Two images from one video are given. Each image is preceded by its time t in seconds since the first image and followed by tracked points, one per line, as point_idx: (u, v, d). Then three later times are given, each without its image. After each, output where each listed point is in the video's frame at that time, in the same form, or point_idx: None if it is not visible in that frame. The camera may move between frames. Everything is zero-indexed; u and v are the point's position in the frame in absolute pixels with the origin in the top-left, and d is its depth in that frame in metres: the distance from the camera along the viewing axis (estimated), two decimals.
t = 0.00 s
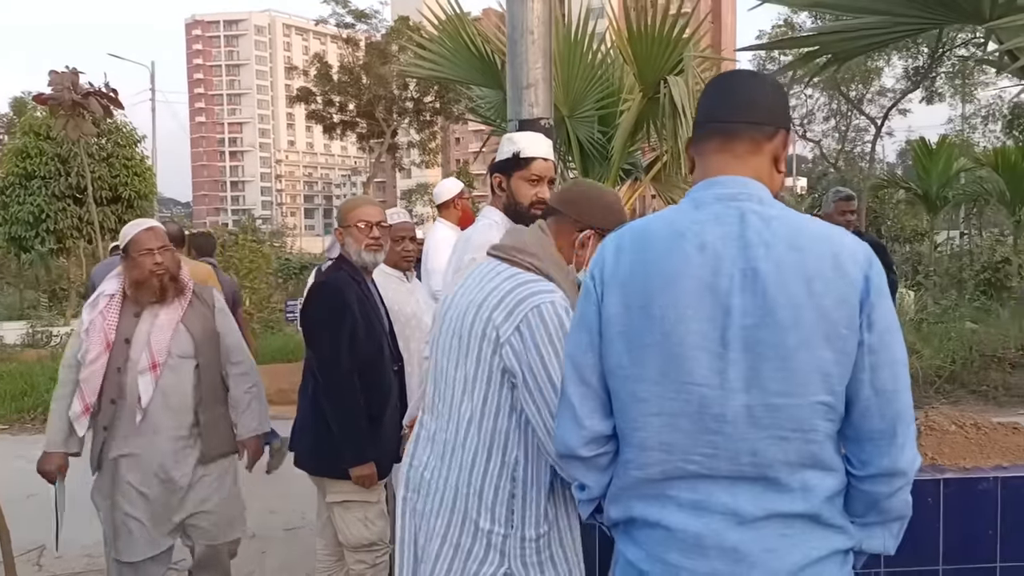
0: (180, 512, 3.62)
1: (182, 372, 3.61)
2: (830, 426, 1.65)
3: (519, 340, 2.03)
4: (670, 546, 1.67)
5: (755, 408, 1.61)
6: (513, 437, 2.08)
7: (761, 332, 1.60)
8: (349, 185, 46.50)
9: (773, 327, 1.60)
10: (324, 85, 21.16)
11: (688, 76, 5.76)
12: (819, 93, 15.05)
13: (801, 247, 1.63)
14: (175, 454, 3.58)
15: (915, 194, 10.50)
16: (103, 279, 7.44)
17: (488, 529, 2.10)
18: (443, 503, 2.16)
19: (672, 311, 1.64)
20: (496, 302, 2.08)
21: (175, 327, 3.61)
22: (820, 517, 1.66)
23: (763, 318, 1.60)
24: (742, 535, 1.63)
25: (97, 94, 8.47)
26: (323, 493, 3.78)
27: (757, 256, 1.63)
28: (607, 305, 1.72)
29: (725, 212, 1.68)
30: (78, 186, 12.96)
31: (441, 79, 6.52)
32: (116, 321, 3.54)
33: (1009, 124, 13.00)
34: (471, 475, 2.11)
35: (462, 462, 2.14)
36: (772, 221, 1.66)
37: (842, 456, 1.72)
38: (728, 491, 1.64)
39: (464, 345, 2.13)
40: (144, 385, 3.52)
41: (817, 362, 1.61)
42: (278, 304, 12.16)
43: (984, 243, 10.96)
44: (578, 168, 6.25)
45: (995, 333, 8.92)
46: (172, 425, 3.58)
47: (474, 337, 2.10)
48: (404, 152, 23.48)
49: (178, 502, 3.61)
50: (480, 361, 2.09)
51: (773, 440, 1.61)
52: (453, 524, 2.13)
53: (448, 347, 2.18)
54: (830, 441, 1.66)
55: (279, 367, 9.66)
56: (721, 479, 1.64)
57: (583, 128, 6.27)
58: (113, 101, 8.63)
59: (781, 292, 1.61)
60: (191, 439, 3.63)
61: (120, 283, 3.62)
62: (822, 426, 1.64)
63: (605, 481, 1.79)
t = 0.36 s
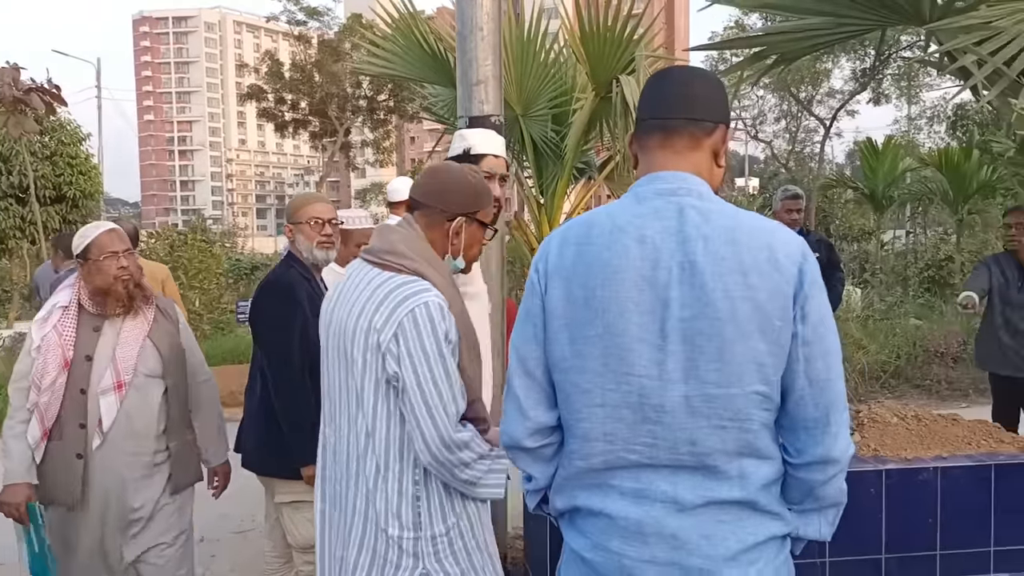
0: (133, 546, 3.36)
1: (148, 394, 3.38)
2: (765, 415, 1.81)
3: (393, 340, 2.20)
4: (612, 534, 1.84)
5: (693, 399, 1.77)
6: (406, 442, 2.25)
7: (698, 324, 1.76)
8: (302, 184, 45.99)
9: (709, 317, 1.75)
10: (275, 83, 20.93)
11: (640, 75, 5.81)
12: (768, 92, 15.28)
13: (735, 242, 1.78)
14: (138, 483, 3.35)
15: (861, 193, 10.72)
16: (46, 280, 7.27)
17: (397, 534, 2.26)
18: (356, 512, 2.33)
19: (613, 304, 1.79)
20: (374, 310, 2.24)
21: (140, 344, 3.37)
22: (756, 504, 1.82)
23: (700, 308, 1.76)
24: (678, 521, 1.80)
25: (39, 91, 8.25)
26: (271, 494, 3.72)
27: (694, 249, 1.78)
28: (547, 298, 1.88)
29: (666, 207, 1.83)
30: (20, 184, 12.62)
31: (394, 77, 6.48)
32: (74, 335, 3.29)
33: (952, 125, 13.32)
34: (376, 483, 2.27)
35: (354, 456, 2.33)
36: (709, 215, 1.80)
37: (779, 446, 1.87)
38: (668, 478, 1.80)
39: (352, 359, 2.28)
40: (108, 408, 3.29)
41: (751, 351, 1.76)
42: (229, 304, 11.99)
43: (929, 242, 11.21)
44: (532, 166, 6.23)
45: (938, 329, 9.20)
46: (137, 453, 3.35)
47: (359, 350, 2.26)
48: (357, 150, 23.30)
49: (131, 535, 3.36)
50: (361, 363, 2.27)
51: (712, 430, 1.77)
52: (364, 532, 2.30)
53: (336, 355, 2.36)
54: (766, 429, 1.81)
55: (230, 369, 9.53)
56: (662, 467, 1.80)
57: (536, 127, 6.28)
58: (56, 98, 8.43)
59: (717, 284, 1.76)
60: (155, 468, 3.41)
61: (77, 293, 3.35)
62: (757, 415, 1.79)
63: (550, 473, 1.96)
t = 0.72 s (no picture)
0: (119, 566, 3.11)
1: (133, 397, 3.16)
2: (718, 406, 1.85)
3: (290, 335, 2.17)
4: (570, 527, 1.86)
5: (649, 391, 1.80)
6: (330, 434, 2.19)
7: (652, 317, 1.79)
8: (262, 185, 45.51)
9: (664, 311, 1.78)
10: (234, 83, 20.71)
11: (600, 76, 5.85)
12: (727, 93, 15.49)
13: (687, 237, 1.81)
14: (128, 496, 3.12)
15: (818, 193, 10.90)
16: None
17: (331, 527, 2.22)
18: (287, 508, 2.28)
19: (568, 297, 1.82)
20: (281, 304, 2.22)
21: (124, 342, 3.15)
22: (709, 494, 1.86)
23: (655, 302, 1.79)
24: (634, 511, 1.82)
25: None
26: (229, 496, 3.68)
27: (649, 244, 1.81)
28: (504, 293, 1.90)
29: (621, 203, 1.85)
30: None
31: (354, 77, 6.46)
32: (49, 334, 3.03)
33: (905, 126, 13.61)
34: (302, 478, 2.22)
35: (280, 452, 2.28)
36: (663, 210, 1.84)
37: (730, 437, 1.92)
38: (624, 470, 1.83)
39: (269, 355, 2.25)
40: (92, 412, 3.05)
41: (704, 344, 1.80)
42: (187, 306, 11.82)
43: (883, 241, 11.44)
44: (493, 167, 6.27)
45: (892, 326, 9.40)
46: (124, 463, 3.11)
47: (274, 346, 2.22)
48: (318, 151, 23.13)
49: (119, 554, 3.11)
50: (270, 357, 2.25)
51: (666, 421, 1.80)
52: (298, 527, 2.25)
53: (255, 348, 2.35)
54: (719, 420, 1.85)
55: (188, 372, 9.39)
56: (618, 458, 1.83)
57: (497, 127, 6.30)
58: (7, 97, 8.24)
59: (671, 278, 1.79)
60: (144, 478, 3.19)
61: (53, 287, 3.10)
62: (711, 406, 1.83)
63: (507, 467, 1.98)
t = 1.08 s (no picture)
0: None
1: (72, 424, 2.86)
2: (666, 403, 1.85)
3: (264, 337, 2.05)
4: (518, 526, 1.85)
5: (598, 389, 1.79)
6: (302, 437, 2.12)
7: (602, 315, 1.78)
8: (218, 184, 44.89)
9: (613, 308, 1.78)
10: (187, 81, 20.41)
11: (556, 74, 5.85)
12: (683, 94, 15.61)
13: (637, 235, 1.81)
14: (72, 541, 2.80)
15: (772, 193, 11.03)
16: None
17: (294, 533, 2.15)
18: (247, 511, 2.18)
19: (519, 295, 1.80)
20: (257, 300, 2.10)
21: (58, 362, 2.86)
22: (657, 490, 1.86)
23: (605, 300, 1.78)
24: (583, 510, 1.82)
25: None
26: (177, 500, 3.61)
27: (599, 241, 1.80)
28: (453, 290, 1.87)
29: (571, 201, 1.84)
30: None
31: (308, 75, 6.39)
32: None
33: (857, 128, 13.83)
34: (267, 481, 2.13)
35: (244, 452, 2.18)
36: (612, 207, 1.84)
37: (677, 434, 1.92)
38: (572, 468, 1.83)
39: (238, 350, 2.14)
40: (25, 443, 2.75)
41: (653, 341, 1.80)
42: (139, 308, 11.59)
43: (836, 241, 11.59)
44: (450, 166, 6.27)
45: (843, 324, 9.55)
46: (65, 502, 2.81)
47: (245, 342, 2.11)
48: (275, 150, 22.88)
49: None
50: (236, 357, 2.13)
51: (615, 418, 1.80)
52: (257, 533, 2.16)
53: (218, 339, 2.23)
54: (667, 417, 1.85)
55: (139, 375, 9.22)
56: (566, 457, 1.82)
57: (453, 126, 6.28)
58: None
59: (621, 276, 1.79)
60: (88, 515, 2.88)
61: None
62: (658, 403, 1.83)
63: (454, 467, 1.96)
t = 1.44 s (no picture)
0: None
1: (37, 434, 2.77)
2: (631, 400, 1.88)
3: (279, 337, 2.10)
4: (486, 523, 1.87)
5: (565, 385, 1.81)
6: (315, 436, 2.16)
7: (569, 311, 1.81)
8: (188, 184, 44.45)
9: (580, 306, 1.81)
10: (157, 79, 20.20)
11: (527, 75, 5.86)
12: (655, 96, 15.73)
13: (605, 233, 1.84)
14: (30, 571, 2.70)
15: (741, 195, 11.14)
16: None
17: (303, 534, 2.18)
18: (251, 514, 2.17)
19: (490, 292, 1.82)
20: (263, 299, 2.13)
21: (22, 370, 2.76)
22: (623, 486, 1.89)
23: (572, 297, 1.81)
24: (550, 506, 1.84)
25: None
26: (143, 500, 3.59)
27: (567, 239, 1.83)
28: (421, 286, 1.89)
29: (540, 198, 1.87)
30: None
31: (279, 73, 6.36)
32: None
33: (824, 131, 14.01)
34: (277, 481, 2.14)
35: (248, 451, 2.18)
36: (581, 205, 1.86)
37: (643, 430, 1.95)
38: (539, 464, 1.85)
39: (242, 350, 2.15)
40: None
41: (619, 338, 1.83)
42: (106, 308, 11.45)
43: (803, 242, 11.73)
44: (422, 166, 6.26)
45: (810, 324, 9.67)
46: (26, 524, 2.70)
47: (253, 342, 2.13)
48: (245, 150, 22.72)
49: None
50: (240, 359, 2.14)
51: (582, 415, 1.82)
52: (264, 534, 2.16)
53: (211, 343, 2.20)
54: (633, 413, 1.88)
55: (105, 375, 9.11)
56: (533, 453, 1.84)
57: (425, 126, 6.28)
58: None
59: (587, 273, 1.81)
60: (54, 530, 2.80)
61: None
62: (624, 400, 1.86)
63: (421, 464, 1.97)
